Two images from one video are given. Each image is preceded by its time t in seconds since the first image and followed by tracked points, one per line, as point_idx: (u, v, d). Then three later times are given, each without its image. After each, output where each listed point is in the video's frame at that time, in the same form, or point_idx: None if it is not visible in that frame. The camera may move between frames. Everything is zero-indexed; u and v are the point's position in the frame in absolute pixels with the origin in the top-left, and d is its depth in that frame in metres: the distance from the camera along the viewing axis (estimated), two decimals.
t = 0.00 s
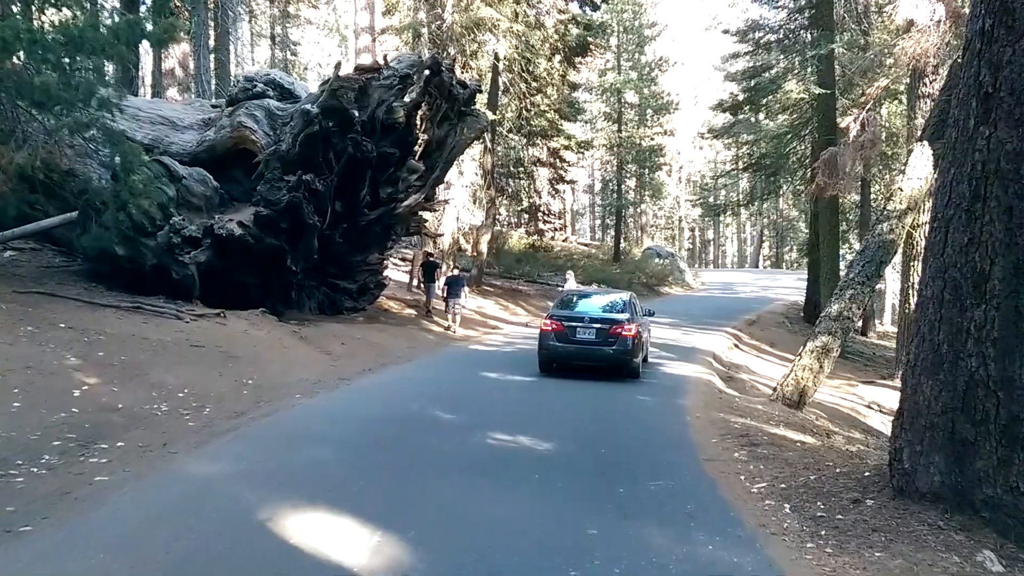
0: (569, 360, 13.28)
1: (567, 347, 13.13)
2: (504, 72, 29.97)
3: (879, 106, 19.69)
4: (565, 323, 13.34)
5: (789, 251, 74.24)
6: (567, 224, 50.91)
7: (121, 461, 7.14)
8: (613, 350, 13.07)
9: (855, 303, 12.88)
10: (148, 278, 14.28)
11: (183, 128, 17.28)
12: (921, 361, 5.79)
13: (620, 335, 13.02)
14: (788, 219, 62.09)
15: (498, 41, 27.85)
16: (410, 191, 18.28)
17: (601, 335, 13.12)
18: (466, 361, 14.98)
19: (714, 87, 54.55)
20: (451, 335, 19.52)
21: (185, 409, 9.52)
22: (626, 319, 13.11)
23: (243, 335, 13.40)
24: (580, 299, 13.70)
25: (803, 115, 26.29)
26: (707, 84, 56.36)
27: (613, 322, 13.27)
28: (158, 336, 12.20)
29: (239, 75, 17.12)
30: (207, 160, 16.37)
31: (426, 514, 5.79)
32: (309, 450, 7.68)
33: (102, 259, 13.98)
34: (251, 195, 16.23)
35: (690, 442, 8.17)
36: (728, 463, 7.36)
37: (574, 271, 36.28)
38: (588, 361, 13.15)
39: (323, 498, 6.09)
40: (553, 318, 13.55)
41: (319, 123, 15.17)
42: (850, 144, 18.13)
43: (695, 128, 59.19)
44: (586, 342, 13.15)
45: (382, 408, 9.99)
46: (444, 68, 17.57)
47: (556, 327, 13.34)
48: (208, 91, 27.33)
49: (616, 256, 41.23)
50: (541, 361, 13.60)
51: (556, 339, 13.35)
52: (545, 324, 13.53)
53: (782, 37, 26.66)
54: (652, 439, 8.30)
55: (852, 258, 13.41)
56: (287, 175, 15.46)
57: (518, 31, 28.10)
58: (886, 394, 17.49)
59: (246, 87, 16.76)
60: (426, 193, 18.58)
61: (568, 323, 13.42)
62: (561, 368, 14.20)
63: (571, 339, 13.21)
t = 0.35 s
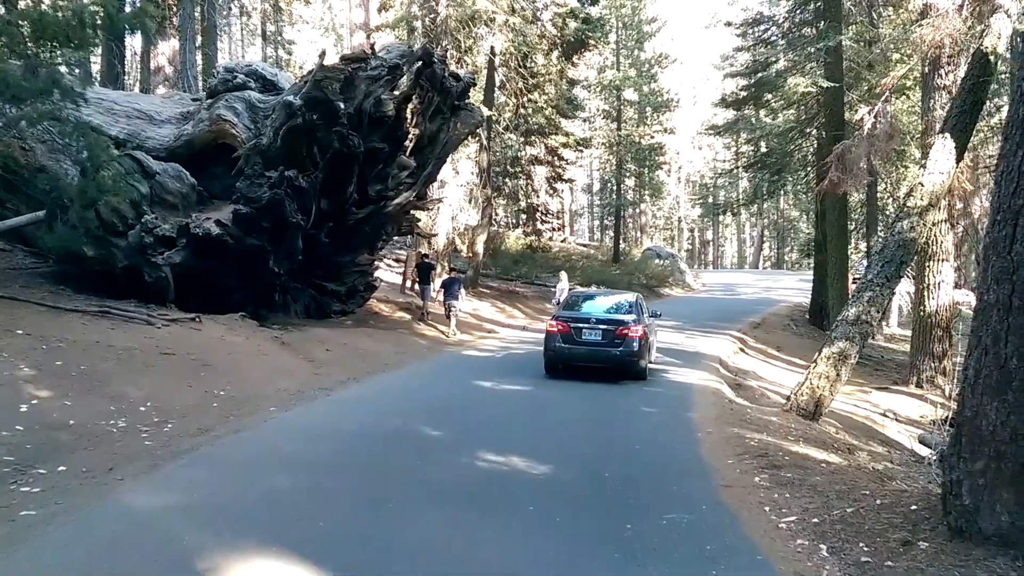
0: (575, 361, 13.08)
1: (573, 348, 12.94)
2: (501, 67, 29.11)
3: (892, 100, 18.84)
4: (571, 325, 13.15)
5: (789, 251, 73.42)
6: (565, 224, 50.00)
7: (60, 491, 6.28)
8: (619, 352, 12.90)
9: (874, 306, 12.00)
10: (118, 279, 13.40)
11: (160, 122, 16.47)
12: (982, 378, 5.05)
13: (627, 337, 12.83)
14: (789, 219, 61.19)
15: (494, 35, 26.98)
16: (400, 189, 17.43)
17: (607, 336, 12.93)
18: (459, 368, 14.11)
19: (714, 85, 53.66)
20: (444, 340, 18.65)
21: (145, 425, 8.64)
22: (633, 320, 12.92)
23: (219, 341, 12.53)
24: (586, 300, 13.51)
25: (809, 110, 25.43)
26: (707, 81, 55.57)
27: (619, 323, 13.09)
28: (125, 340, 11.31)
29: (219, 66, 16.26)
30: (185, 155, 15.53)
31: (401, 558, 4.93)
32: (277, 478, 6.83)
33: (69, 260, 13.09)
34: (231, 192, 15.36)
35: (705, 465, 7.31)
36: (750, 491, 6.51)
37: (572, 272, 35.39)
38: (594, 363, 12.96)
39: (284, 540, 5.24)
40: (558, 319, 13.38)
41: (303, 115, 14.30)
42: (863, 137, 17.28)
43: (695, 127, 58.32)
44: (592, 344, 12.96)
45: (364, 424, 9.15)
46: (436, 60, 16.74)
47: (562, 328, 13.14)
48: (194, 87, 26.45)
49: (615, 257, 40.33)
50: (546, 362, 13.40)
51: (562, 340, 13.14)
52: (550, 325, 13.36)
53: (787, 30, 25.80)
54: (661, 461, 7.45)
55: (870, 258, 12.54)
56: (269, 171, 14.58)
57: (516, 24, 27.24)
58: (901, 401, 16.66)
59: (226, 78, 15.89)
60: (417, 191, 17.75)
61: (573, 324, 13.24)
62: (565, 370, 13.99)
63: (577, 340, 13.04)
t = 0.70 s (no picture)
0: (583, 359, 12.96)
1: (580, 346, 12.82)
2: (499, 59, 28.29)
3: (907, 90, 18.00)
4: (579, 322, 13.03)
5: (792, 249, 72.63)
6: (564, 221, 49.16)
7: None
8: (627, 349, 12.72)
9: (896, 306, 11.20)
10: (89, 277, 12.57)
11: (139, 112, 15.65)
12: None
13: (635, 334, 12.67)
14: (792, 216, 60.33)
15: (493, 26, 26.15)
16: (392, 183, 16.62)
17: (615, 333, 12.79)
18: (453, 371, 13.30)
19: (716, 79, 52.78)
20: (439, 340, 17.84)
21: (101, 439, 7.82)
22: (641, 317, 12.74)
23: (195, 343, 11.70)
24: (594, 297, 13.37)
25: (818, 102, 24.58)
26: (709, 76, 54.74)
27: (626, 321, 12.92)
28: (91, 342, 10.47)
29: (200, 51, 15.39)
30: (163, 146, 14.73)
31: None
32: (237, 502, 6.05)
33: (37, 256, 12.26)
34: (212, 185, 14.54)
35: (723, 486, 6.51)
36: (778, 520, 5.71)
37: (572, 270, 34.56)
38: (602, 361, 12.82)
39: None
40: (566, 316, 13.24)
41: (287, 104, 13.45)
42: (879, 128, 16.44)
43: (696, 122, 57.45)
44: (600, 341, 12.82)
45: (344, 435, 8.35)
46: (430, 47, 15.90)
47: (570, 326, 13.03)
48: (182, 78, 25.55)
49: (615, 254, 39.50)
50: (555, 360, 13.29)
51: (570, 338, 13.03)
52: (558, 322, 13.23)
53: (795, 19, 24.94)
54: (673, 481, 6.65)
55: (892, 255, 11.74)
56: (251, 163, 13.75)
57: (515, 15, 26.41)
58: (918, 405, 15.86)
59: (207, 65, 15.05)
60: (411, 185, 16.88)
61: (581, 321, 13.10)
62: (575, 367, 13.86)
63: (584, 338, 12.89)
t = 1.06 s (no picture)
0: (592, 358, 12.82)
1: (589, 345, 12.67)
2: (497, 52, 27.53)
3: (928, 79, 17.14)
4: (589, 320, 12.89)
5: (794, 247, 71.83)
6: (565, 219, 48.36)
7: None
8: (635, 347, 12.56)
9: (921, 307, 10.43)
10: (58, 277, 11.80)
11: (118, 103, 14.90)
12: None
13: (644, 332, 12.53)
14: (794, 214, 59.51)
15: (490, 18, 25.41)
16: (384, 178, 15.85)
17: (624, 332, 12.63)
18: (447, 375, 12.52)
19: (718, 75, 51.92)
20: (433, 341, 17.08)
21: (50, 457, 7.04)
22: (650, 316, 12.58)
23: (169, 347, 10.93)
24: (602, 296, 13.22)
25: (827, 95, 23.78)
26: (710, 72, 53.96)
27: (635, 319, 12.76)
28: (55, 347, 9.67)
29: (181, 39, 14.63)
30: (142, 138, 13.92)
31: None
32: (188, 535, 5.29)
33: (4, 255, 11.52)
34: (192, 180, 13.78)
35: (744, 513, 5.74)
36: (813, 557, 4.94)
37: (572, 269, 33.79)
38: (611, 360, 12.67)
39: None
40: (574, 315, 13.12)
41: (272, 92, 12.69)
42: (895, 120, 15.67)
43: (697, 119, 56.62)
44: (610, 340, 12.67)
45: (322, 451, 7.58)
46: (423, 35, 15.21)
47: (579, 324, 12.89)
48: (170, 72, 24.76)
49: (616, 253, 38.73)
50: (564, 359, 13.16)
51: (579, 336, 12.90)
52: (566, 321, 13.11)
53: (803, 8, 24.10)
54: (687, 507, 5.89)
55: (915, 252, 10.96)
56: (233, 155, 12.99)
57: (512, 6, 25.66)
58: (936, 410, 15.09)
59: (186, 54, 14.27)
60: (404, 180, 16.13)
61: (590, 320, 12.96)
62: (586, 366, 13.73)
63: (593, 336, 12.75)
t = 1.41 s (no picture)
0: (603, 359, 13.07)
1: (600, 345, 12.90)
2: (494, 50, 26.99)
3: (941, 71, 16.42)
4: (599, 322, 13.13)
5: (797, 247, 71.21)
6: (565, 221, 47.76)
7: None
8: (645, 348, 12.79)
9: (944, 310, 9.80)
10: (31, 284, 11.15)
11: (98, 102, 14.31)
12: None
13: (653, 333, 12.77)
14: (797, 214, 58.89)
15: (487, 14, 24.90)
16: (377, 179, 15.27)
17: (633, 333, 12.87)
18: (442, 385, 11.88)
19: (720, 74, 51.27)
20: (429, 348, 16.50)
21: (3, 482, 6.40)
22: (659, 316, 12.82)
23: (147, 357, 10.30)
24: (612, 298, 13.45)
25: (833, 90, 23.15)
26: (711, 71, 53.51)
27: (644, 320, 13.00)
28: (22, 357, 8.99)
29: (161, 34, 14.06)
30: (122, 138, 13.32)
31: None
32: None
33: None
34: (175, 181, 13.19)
35: (767, 546, 5.11)
36: None
37: (573, 271, 33.19)
38: (621, 360, 12.90)
39: None
40: (585, 317, 13.38)
41: (257, 88, 12.11)
42: (909, 114, 15.02)
43: (698, 119, 55.99)
44: (620, 341, 12.91)
45: (304, 472, 6.99)
46: (415, 29, 14.67)
47: (590, 326, 13.13)
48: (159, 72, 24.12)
49: (618, 254, 38.13)
50: (576, 360, 13.40)
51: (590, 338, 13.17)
52: (577, 322, 13.37)
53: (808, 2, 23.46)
54: (701, 539, 5.27)
55: (936, 251, 10.34)
56: (215, 155, 12.41)
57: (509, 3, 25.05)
58: (953, 416, 14.46)
59: (168, 50, 13.71)
60: (398, 181, 15.53)
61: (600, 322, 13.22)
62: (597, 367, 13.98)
63: (604, 338, 13.00)
